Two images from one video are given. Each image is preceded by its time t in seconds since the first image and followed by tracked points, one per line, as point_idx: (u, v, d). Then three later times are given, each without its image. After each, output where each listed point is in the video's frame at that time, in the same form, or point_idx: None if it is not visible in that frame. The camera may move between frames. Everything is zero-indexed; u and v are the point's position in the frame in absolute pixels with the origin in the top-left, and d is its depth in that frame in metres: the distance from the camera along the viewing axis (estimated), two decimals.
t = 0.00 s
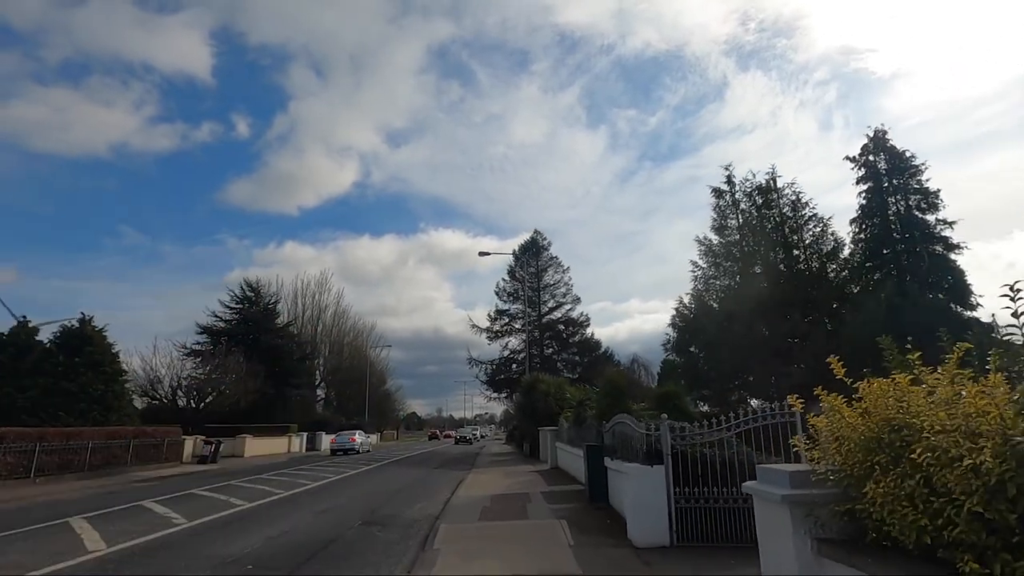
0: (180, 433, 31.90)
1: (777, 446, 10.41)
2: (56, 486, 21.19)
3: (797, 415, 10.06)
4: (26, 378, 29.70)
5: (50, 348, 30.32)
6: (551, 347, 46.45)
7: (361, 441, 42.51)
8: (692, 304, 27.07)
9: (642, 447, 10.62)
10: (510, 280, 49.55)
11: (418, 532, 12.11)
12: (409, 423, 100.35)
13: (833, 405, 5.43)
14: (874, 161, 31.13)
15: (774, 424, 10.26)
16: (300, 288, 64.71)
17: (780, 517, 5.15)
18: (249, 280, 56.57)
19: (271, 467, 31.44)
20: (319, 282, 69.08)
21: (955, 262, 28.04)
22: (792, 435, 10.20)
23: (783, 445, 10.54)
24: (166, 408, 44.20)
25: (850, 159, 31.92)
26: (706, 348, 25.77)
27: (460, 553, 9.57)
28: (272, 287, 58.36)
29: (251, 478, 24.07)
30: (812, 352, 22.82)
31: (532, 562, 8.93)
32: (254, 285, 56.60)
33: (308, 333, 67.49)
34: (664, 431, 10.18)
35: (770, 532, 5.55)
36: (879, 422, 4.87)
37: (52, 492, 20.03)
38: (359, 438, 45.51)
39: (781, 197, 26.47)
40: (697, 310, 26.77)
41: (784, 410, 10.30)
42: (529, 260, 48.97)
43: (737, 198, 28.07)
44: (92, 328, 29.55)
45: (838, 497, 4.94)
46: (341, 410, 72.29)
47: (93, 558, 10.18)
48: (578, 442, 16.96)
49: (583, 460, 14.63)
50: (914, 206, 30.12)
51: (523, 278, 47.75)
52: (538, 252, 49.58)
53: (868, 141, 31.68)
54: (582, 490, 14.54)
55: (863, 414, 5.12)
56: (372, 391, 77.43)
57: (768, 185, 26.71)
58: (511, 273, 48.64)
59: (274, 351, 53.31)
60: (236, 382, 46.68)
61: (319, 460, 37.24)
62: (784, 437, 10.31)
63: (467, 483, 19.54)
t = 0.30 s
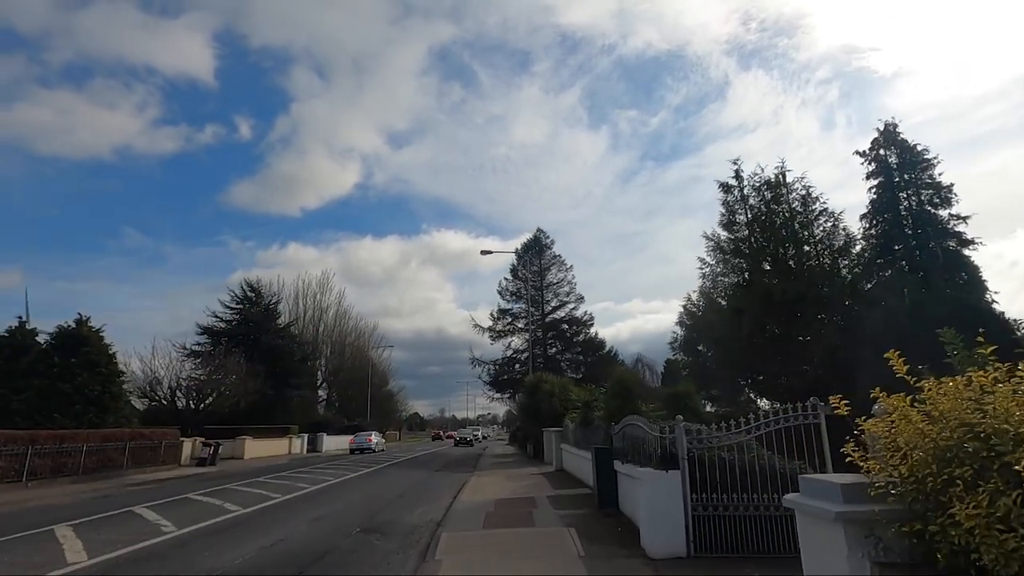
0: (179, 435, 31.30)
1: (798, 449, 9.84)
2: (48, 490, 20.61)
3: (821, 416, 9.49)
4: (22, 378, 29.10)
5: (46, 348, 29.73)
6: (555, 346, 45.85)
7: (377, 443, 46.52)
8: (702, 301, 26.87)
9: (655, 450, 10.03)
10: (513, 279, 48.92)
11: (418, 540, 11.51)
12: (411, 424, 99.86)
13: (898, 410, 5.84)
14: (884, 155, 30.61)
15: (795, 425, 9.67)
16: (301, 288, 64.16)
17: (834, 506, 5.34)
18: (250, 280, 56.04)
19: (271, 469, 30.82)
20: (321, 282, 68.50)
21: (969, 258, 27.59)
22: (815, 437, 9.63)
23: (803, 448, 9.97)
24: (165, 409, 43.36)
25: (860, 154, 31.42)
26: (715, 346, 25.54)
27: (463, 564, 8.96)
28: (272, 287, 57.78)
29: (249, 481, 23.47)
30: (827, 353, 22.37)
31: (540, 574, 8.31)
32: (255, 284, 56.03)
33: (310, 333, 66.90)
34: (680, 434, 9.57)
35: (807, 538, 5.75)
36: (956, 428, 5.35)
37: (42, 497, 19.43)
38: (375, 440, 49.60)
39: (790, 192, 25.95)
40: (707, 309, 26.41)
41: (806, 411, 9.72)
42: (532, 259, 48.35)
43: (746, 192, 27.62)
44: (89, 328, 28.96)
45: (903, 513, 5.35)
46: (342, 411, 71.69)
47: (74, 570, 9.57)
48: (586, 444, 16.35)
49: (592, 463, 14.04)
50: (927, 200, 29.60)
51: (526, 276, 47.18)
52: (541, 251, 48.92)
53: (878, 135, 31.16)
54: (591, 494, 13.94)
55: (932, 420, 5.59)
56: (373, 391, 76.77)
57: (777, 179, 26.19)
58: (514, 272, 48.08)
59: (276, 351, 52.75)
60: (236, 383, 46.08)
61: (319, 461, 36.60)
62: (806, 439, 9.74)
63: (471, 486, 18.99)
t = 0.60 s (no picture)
0: (175, 436, 30.74)
1: (821, 452, 9.26)
2: (38, 493, 20.06)
3: (845, 416, 8.95)
4: (15, 379, 28.54)
5: (40, 348, 29.17)
6: (557, 346, 45.29)
7: (389, 442, 49.61)
8: (709, 298, 26.51)
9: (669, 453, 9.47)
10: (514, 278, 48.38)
11: (417, 548, 10.93)
12: (413, 425, 99.35)
13: (974, 411, 5.36)
14: (893, 150, 30.05)
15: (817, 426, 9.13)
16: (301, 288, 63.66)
17: (890, 517, 4.92)
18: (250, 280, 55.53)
19: (269, 471, 30.26)
20: (321, 282, 67.98)
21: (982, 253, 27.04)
22: (839, 438, 9.08)
23: (825, 451, 9.42)
24: (163, 410, 42.58)
25: (868, 149, 30.87)
26: (723, 343, 25.15)
27: (464, 572, 8.43)
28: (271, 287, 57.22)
29: (246, 484, 22.91)
30: (838, 352, 21.78)
31: None
32: (254, 284, 55.51)
33: (310, 333, 66.37)
34: (695, 436, 9.02)
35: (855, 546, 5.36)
36: None
37: (31, 501, 18.88)
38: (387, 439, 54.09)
39: (799, 187, 25.44)
40: (714, 306, 25.87)
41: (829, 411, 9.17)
42: (534, 257, 47.79)
43: (754, 187, 27.17)
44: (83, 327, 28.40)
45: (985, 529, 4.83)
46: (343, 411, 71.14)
47: None
48: (592, 446, 15.78)
49: (599, 466, 13.47)
50: (937, 195, 29.03)
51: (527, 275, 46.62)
52: (543, 249, 48.37)
53: (886, 130, 30.63)
54: (599, 499, 13.37)
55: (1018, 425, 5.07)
56: (374, 392, 76.23)
57: (785, 174, 25.68)
58: (516, 270, 47.52)
59: (275, 351, 52.22)
60: (236, 383, 45.51)
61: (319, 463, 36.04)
62: (829, 441, 9.18)
63: (473, 489, 18.39)
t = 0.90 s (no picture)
0: (167, 438, 30.10)
1: (840, 454, 8.71)
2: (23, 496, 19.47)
3: (868, 415, 8.43)
4: (4, 379, 27.87)
5: (29, 347, 28.50)
6: (557, 346, 44.75)
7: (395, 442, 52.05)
8: (712, 296, 26.02)
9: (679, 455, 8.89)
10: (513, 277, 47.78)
11: (412, 555, 10.35)
12: (411, 427, 98.78)
13: None
14: (899, 146, 29.54)
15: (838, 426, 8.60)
16: (298, 288, 63.01)
17: (990, 540, 4.38)
18: (246, 279, 54.92)
19: (264, 473, 29.62)
20: (318, 282, 67.35)
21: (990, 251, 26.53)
22: (860, 440, 8.55)
23: (845, 453, 8.88)
24: (157, 411, 41.86)
25: (873, 145, 30.35)
26: (728, 342, 24.59)
27: None
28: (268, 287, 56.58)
29: (239, 486, 22.31)
30: (847, 351, 21.16)
31: None
32: (250, 284, 54.89)
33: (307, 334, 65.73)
34: (709, 436, 8.46)
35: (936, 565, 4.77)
36: None
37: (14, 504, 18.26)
38: (393, 440, 56.36)
39: (805, 183, 24.92)
40: (718, 304, 25.41)
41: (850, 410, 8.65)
42: (534, 256, 47.20)
43: (758, 183, 26.63)
44: (74, 325, 27.75)
45: None
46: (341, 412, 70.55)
47: None
48: (595, 448, 15.21)
49: (603, 468, 12.92)
50: (944, 191, 28.56)
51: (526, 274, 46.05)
52: (543, 248, 47.79)
53: (891, 126, 30.11)
54: (603, 503, 12.82)
55: None
56: (371, 393, 75.56)
57: (791, 169, 25.17)
58: (514, 269, 46.97)
59: (271, 351, 51.61)
60: (231, 383, 44.89)
61: (315, 465, 35.42)
62: (850, 442, 8.65)
63: (470, 492, 17.83)
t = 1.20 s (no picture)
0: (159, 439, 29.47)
1: (864, 458, 8.11)
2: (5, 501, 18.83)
3: (893, 416, 7.85)
4: None
5: (17, 346, 27.86)
6: (556, 346, 44.17)
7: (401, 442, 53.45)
8: (716, 294, 25.42)
9: (690, 458, 8.28)
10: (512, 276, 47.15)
11: (404, 565, 9.75)
12: (409, 428, 98.12)
13: None
14: (905, 142, 28.96)
15: (860, 427, 8.00)
16: (295, 288, 62.33)
17: None
18: (241, 278, 54.27)
19: (257, 475, 28.98)
20: (316, 282, 66.65)
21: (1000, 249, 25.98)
22: (885, 441, 7.95)
23: (868, 456, 8.28)
24: (150, 411, 41.20)
25: (878, 141, 29.76)
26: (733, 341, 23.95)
27: None
28: (264, 286, 55.96)
29: (230, 489, 21.68)
30: (856, 349, 20.53)
31: None
32: (246, 283, 54.27)
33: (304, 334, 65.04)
34: (722, 437, 7.86)
35: None
36: None
37: None
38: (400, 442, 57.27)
39: (811, 179, 24.34)
40: (722, 302, 24.80)
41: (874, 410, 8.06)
42: (533, 255, 46.58)
43: (763, 179, 26.05)
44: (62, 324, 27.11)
45: None
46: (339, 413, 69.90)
47: None
48: (597, 450, 14.61)
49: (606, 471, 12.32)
50: (952, 188, 27.96)
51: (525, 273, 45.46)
52: (542, 246, 47.19)
53: (897, 121, 29.53)
54: (606, 508, 12.22)
55: None
56: (369, 394, 74.89)
57: (796, 165, 24.61)
58: (513, 268, 46.38)
59: (267, 352, 50.97)
60: (226, 384, 44.27)
61: (310, 467, 34.75)
62: (874, 445, 8.05)
63: (467, 495, 17.22)
